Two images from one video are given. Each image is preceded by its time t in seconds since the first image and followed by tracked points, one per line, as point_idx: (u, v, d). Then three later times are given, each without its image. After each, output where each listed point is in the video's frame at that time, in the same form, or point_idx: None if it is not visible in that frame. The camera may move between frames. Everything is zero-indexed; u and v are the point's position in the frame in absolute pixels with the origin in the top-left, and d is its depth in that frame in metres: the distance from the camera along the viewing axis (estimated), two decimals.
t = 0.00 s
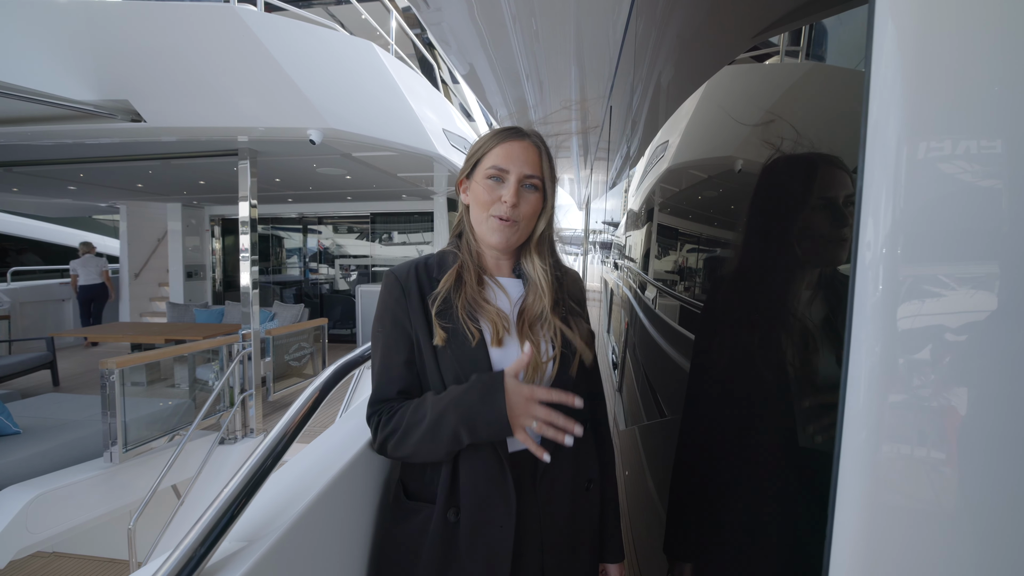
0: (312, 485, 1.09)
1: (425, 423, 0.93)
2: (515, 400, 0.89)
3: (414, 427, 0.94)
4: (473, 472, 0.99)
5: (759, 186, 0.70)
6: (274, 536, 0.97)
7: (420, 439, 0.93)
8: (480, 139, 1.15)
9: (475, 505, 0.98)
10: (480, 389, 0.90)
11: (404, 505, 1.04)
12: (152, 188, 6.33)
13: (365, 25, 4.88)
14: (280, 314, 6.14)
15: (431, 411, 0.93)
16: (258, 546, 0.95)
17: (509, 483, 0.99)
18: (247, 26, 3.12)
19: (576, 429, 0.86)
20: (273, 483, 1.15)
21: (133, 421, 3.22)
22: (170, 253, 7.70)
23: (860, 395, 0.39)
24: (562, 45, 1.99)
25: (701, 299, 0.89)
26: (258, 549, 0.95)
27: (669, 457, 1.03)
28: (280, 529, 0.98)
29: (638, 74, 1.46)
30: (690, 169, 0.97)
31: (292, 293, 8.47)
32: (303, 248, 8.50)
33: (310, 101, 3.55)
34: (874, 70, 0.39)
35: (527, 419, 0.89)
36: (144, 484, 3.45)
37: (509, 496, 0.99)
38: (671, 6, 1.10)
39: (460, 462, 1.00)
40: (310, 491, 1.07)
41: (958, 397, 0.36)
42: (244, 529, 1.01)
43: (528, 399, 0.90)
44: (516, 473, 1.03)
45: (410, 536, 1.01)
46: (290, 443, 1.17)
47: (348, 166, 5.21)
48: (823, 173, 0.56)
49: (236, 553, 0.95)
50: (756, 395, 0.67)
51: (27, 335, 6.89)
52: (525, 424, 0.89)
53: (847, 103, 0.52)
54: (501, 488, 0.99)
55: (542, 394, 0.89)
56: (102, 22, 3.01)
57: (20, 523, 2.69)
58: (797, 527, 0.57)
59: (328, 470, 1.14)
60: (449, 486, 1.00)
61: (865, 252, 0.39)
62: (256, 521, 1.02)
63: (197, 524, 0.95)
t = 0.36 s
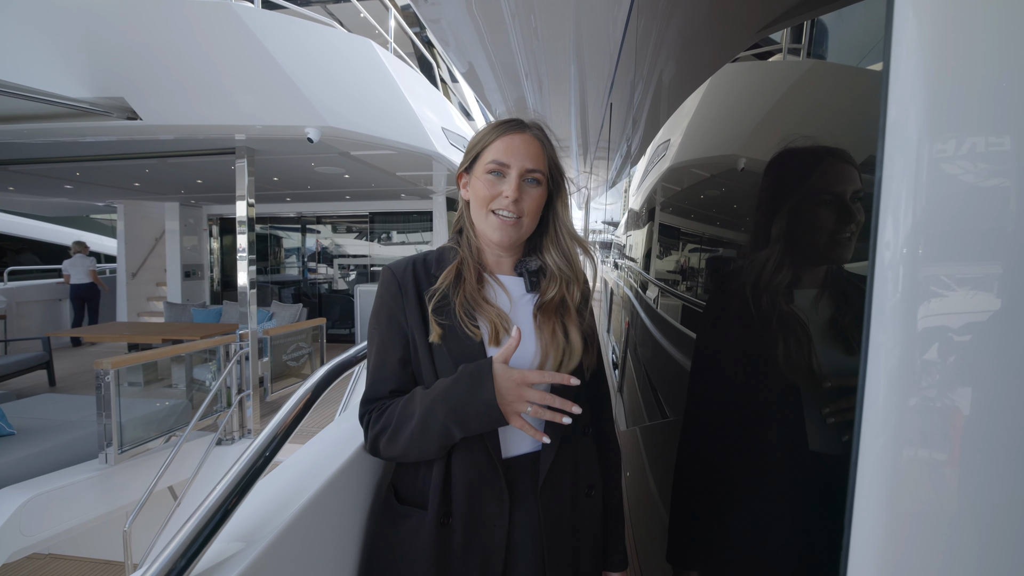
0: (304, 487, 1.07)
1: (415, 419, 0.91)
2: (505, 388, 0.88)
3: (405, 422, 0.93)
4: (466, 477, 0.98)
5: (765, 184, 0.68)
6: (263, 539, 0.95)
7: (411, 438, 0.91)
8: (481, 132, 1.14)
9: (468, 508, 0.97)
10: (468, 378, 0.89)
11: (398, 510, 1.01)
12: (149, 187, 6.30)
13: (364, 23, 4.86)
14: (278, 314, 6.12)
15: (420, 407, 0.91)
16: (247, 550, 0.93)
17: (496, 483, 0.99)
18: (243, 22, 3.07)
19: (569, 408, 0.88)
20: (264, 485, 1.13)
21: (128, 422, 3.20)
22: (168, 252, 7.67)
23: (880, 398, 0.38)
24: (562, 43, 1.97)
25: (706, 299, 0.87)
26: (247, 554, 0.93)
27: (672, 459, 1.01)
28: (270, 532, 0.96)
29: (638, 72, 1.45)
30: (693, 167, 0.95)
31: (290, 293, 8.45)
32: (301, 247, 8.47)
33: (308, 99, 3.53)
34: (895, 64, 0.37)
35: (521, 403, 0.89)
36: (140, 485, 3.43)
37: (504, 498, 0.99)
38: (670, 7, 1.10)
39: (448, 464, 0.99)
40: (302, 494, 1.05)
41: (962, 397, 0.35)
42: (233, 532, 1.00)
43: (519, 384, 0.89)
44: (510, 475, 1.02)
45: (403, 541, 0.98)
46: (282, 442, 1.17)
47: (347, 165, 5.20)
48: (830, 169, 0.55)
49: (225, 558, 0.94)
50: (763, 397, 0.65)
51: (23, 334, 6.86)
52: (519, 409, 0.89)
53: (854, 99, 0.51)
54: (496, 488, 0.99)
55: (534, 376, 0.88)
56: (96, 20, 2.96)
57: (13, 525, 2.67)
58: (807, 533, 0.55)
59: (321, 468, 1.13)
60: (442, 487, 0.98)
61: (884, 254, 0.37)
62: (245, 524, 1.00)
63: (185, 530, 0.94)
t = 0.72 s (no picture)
0: (302, 493, 1.05)
1: (422, 419, 0.89)
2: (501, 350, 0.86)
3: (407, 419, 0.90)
4: (469, 482, 0.96)
5: (771, 184, 0.67)
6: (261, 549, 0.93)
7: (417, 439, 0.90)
8: (481, 126, 1.12)
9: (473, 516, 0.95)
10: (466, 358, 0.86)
11: (400, 522, 0.99)
12: (146, 186, 6.28)
13: (362, 22, 4.85)
14: (276, 315, 6.10)
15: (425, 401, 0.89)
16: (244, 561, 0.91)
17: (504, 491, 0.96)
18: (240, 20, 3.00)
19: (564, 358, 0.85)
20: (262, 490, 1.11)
21: (125, 424, 3.18)
22: (166, 252, 7.65)
23: (907, 403, 0.37)
24: (562, 41, 1.96)
25: (709, 301, 0.86)
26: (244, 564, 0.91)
27: (677, 462, 1.00)
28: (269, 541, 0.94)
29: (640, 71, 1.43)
30: (696, 167, 0.94)
31: (289, 293, 8.43)
32: (300, 248, 8.45)
33: (306, 98, 3.51)
34: (924, 63, 0.36)
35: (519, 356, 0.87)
36: (137, 488, 3.41)
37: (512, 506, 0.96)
38: (671, 7, 1.09)
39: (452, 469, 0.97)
40: (301, 500, 1.03)
41: (968, 400, 0.34)
42: (230, 540, 0.98)
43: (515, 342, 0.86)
44: (515, 480, 1.01)
45: (411, 551, 0.96)
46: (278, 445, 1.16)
47: (346, 164, 5.18)
48: (839, 165, 0.54)
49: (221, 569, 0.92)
50: (772, 402, 0.64)
51: (19, 335, 6.84)
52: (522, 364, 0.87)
53: (864, 95, 0.49)
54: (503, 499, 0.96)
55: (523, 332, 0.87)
56: (89, 20, 2.89)
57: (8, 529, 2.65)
58: (818, 543, 0.54)
59: (319, 472, 1.12)
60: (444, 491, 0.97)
61: (913, 254, 0.36)
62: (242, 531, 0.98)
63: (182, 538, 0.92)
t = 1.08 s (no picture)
0: (294, 496, 1.03)
1: (418, 423, 0.88)
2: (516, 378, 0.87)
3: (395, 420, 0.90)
4: (468, 483, 0.95)
5: (772, 183, 0.66)
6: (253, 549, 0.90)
7: (412, 443, 0.88)
8: (476, 123, 1.11)
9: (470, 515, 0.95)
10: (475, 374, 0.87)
11: (399, 521, 0.98)
12: (144, 186, 6.27)
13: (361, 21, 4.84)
14: (275, 314, 6.09)
15: (423, 409, 0.88)
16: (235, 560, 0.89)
17: (500, 489, 0.96)
18: (241, 21, 3.01)
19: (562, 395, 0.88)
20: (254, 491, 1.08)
21: (122, 425, 3.16)
22: (164, 252, 7.63)
23: (918, 406, 0.36)
24: (561, 39, 1.95)
25: (710, 300, 0.85)
26: (235, 565, 0.89)
27: (676, 463, 0.99)
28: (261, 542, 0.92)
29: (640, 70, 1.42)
30: (696, 165, 0.92)
31: (287, 293, 8.42)
32: (299, 248, 8.44)
33: (304, 97, 3.51)
34: (938, 63, 0.35)
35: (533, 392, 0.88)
36: (134, 489, 3.40)
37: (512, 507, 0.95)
38: (670, 5, 1.08)
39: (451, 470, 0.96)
40: (293, 502, 1.01)
41: (975, 400, 0.34)
42: (220, 541, 0.95)
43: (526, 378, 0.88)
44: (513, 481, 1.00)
45: (411, 554, 0.95)
46: (271, 444, 1.15)
47: (345, 163, 5.17)
48: (841, 163, 0.53)
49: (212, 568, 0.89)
50: (775, 401, 0.63)
51: (17, 335, 6.83)
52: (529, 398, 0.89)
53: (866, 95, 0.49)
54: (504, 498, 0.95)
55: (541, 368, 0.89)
56: (89, 19, 2.89)
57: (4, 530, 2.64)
58: (820, 542, 0.53)
59: (313, 472, 1.11)
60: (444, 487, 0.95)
61: (926, 254, 0.36)
62: (233, 532, 0.96)
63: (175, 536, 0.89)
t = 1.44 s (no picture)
0: (291, 496, 1.02)
1: (413, 426, 0.87)
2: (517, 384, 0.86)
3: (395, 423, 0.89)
4: (468, 483, 0.95)
5: (774, 180, 0.66)
6: (251, 549, 0.89)
7: (408, 444, 0.87)
8: (473, 119, 1.11)
9: (471, 516, 0.94)
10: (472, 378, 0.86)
11: (398, 521, 0.97)
12: (143, 185, 6.25)
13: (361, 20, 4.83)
14: (274, 314, 6.08)
15: (419, 412, 0.87)
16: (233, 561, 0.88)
17: (498, 491, 0.95)
18: (238, 16, 2.97)
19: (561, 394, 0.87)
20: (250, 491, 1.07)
21: (120, 425, 3.15)
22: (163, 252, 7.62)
23: (932, 407, 0.35)
24: (561, 38, 1.94)
25: (712, 300, 0.85)
26: (230, 566, 0.88)
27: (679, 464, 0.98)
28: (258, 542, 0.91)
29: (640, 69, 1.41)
30: (698, 164, 0.92)
31: (287, 293, 8.41)
32: (298, 248, 8.43)
33: (303, 96, 3.51)
34: (951, 58, 0.34)
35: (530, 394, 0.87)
36: (133, 489, 3.39)
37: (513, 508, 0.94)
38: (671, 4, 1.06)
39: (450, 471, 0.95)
40: (290, 502, 1.00)
41: (986, 401, 0.33)
42: (216, 542, 0.94)
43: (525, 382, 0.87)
44: (513, 482, 0.99)
45: (411, 556, 0.94)
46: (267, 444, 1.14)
47: (344, 162, 5.16)
48: (845, 161, 0.52)
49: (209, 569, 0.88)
50: (778, 401, 0.63)
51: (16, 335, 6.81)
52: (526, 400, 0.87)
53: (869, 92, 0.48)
54: (505, 499, 0.94)
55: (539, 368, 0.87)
56: (88, 17, 2.88)
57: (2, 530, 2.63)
58: (823, 543, 0.52)
59: (309, 472, 1.10)
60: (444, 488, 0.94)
61: (940, 253, 0.35)
62: (230, 534, 0.95)
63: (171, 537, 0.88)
